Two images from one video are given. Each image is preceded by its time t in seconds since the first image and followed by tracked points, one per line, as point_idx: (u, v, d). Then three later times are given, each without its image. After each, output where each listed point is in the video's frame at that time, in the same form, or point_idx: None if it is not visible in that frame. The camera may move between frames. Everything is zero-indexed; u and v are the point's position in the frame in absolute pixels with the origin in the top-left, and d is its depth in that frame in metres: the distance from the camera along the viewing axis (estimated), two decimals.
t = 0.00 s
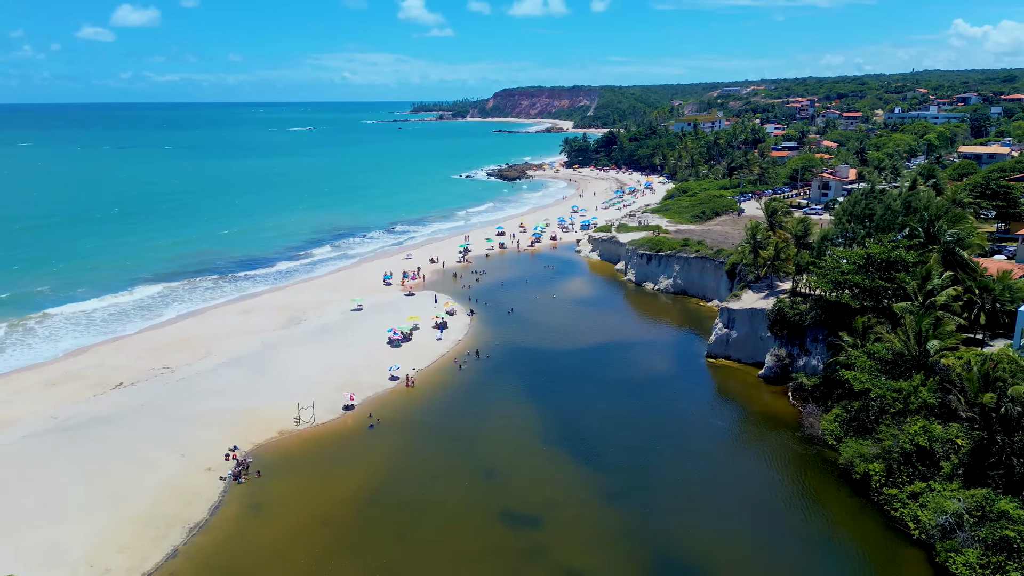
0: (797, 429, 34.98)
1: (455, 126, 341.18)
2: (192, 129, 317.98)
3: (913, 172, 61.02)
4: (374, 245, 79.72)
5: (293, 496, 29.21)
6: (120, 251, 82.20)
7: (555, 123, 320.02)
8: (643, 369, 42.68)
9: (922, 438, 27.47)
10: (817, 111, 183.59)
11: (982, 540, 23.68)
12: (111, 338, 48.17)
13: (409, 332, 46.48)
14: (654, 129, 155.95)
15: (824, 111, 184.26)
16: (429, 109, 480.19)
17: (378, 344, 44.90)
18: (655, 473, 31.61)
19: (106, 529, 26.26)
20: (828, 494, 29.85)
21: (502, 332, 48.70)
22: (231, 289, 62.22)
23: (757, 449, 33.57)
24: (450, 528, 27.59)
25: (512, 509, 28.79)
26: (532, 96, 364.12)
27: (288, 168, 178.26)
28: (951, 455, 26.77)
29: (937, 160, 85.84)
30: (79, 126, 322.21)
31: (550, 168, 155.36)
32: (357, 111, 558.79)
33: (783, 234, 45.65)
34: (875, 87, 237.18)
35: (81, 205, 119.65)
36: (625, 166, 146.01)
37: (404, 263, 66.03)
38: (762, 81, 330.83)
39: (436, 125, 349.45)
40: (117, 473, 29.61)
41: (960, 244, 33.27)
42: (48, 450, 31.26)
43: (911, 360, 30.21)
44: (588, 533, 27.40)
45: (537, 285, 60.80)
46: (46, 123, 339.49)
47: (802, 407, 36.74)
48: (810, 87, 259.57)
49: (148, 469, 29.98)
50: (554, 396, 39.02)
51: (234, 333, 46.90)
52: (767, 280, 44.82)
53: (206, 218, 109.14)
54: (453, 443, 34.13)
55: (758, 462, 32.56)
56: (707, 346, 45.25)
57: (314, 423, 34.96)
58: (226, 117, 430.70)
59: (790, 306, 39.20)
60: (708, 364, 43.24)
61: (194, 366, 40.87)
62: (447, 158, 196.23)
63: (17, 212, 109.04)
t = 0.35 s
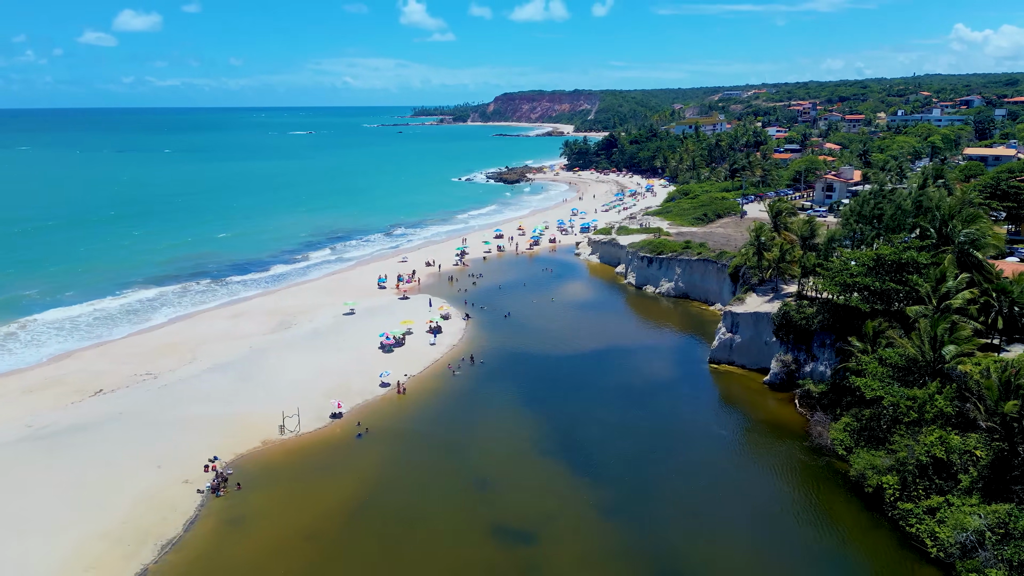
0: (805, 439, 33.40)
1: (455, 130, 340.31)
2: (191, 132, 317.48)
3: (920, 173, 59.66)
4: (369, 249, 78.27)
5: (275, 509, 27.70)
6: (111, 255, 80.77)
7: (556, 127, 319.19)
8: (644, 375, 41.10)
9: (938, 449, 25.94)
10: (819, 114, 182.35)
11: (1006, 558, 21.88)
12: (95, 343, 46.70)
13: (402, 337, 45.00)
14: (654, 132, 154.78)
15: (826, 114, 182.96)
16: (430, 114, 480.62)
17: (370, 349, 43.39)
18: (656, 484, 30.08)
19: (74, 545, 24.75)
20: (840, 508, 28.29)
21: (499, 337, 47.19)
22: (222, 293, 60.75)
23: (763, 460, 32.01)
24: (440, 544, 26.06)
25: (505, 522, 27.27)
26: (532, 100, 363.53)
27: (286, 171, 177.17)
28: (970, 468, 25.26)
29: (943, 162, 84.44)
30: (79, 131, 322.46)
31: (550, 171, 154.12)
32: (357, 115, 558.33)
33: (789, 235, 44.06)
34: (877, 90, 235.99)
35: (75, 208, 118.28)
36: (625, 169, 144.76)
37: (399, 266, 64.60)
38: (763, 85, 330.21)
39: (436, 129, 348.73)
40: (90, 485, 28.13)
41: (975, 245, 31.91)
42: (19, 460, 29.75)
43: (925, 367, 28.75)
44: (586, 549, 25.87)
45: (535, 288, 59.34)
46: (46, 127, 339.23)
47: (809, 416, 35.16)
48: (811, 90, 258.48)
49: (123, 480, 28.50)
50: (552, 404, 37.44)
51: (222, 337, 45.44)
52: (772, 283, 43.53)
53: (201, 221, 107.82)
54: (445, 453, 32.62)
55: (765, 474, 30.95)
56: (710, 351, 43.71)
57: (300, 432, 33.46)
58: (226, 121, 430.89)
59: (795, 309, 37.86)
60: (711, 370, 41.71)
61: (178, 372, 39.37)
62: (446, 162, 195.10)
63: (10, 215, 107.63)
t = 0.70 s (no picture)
0: (813, 449, 31.85)
1: (455, 134, 339.46)
2: (191, 136, 316.89)
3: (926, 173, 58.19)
4: (364, 252, 76.86)
5: (252, 524, 26.22)
6: (102, 258, 79.33)
7: (556, 130, 318.32)
8: (645, 382, 39.56)
9: (956, 461, 24.31)
10: (820, 117, 181.14)
11: None
12: (77, 349, 45.22)
13: (394, 342, 43.52)
14: (655, 135, 153.53)
15: (827, 117, 181.78)
16: (430, 118, 480.40)
17: (360, 354, 41.92)
18: (656, 498, 28.54)
19: (37, 564, 23.33)
20: (851, 525, 26.71)
21: (495, 342, 45.68)
22: (212, 297, 59.34)
23: (769, 472, 30.44)
24: (426, 562, 24.54)
25: (496, 539, 25.76)
26: (532, 104, 362.84)
27: (284, 174, 176.11)
28: (990, 482, 23.62)
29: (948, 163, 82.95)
30: (78, 134, 321.87)
31: (549, 174, 152.89)
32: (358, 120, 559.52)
33: (793, 236, 42.51)
34: (879, 94, 235.00)
35: (69, 211, 116.96)
36: (625, 172, 143.50)
37: (394, 269, 63.14)
38: (763, 89, 329.49)
39: (436, 133, 347.89)
40: (58, 499, 26.67)
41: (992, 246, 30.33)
42: None
43: (939, 373, 27.31)
44: (581, 568, 24.31)
45: (533, 292, 57.86)
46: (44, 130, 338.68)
47: (817, 424, 33.60)
48: (811, 94, 257.48)
49: (94, 494, 27.06)
50: (548, 412, 35.92)
51: (208, 343, 43.98)
52: (776, 286, 42.14)
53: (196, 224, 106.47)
54: (435, 464, 31.11)
55: (772, 487, 29.39)
56: (712, 357, 42.21)
57: (283, 442, 31.99)
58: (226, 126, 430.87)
59: (801, 313, 36.40)
60: (714, 377, 40.20)
61: (160, 378, 37.93)
62: (445, 165, 193.94)
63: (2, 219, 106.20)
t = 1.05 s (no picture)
0: (821, 460, 30.32)
1: (454, 138, 338.77)
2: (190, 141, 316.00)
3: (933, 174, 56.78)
4: (359, 255, 75.36)
5: (227, 540, 24.74)
6: (92, 261, 77.90)
7: (556, 134, 317.58)
8: (644, 389, 37.97)
9: (976, 475, 22.71)
10: (821, 120, 179.85)
11: None
12: (57, 354, 43.73)
13: (384, 347, 42.00)
14: (655, 137, 152.34)
15: (829, 120, 180.69)
16: (430, 122, 479.98)
17: (348, 360, 40.38)
18: (656, 513, 27.01)
19: None
20: (863, 542, 25.13)
21: (489, 347, 44.12)
22: (201, 301, 57.86)
23: (776, 484, 28.85)
24: None
25: (486, 558, 24.24)
26: (532, 109, 362.08)
27: (282, 177, 174.93)
28: (1013, 497, 22.02)
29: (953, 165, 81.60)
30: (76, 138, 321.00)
31: (548, 177, 151.55)
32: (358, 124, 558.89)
33: (798, 238, 40.99)
34: (880, 97, 233.90)
35: (62, 214, 115.53)
36: (625, 175, 142.23)
37: (388, 272, 61.68)
38: (763, 94, 328.85)
39: (435, 137, 347.25)
40: (20, 515, 25.12)
41: (1009, 245, 28.83)
42: None
43: (955, 381, 25.83)
44: None
45: (529, 295, 56.37)
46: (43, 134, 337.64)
47: (825, 434, 32.03)
48: (811, 98, 256.65)
49: (59, 510, 25.52)
50: (543, 421, 34.36)
51: (192, 348, 42.50)
52: (780, 289, 40.66)
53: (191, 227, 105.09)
54: (424, 475, 29.58)
55: (778, 501, 27.80)
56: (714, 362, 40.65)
57: (263, 453, 30.44)
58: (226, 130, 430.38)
59: (807, 317, 34.89)
60: (716, 383, 38.68)
61: (139, 385, 36.41)
62: (444, 168, 192.65)
63: None
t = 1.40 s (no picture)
0: (830, 471, 28.76)
1: (454, 141, 337.82)
2: (189, 145, 314.85)
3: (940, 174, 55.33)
4: (353, 258, 73.90)
5: (198, 559, 23.23)
6: (82, 264, 76.41)
7: (556, 138, 316.86)
8: (644, 396, 36.41)
9: (999, 490, 21.07)
10: (822, 124, 178.60)
11: None
12: (36, 359, 42.22)
13: (374, 352, 40.49)
14: (655, 140, 151.03)
15: (830, 123, 179.35)
16: (429, 126, 479.71)
17: (336, 365, 38.86)
18: (655, 529, 25.44)
19: None
20: (876, 561, 23.55)
21: (483, 352, 42.58)
22: (189, 305, 56.39)
23: (783, 497, 27.26)
24: None
25: None
26: (532, 113, 361.08)
27: (279, 181, 173.65)
28: None
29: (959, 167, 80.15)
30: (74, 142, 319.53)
31: (548, 181, 150.25)
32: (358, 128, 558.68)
33: (805, 239, 39.22)
34: (881, 101, 232.89)
35: (54, 217, 114.00)
36: (625, 178, 140.86)
37: (381, 275, 60.21)
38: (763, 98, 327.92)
39: (435, 141, 346.33)
40: None
41: None
42: None
43: (974, 389, 24.32)
44: None
45: (526, 299, 54.89)
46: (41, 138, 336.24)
47: (833, 444, 30.51)
48: (812, 102, 255.57)
49: (22, 525, 24.03)
50: (538, 430, 32.80)
51: (175, 353, 41.03)
52: (785, 292, 39.21)
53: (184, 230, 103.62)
54: (410, 487, 28.03)
55: (786, 517, 26.21)
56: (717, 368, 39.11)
57: (242, 463, 28.97)
58: (225, 134, 429.43)
59: (813, 320, 33.48)
60: (718, 390, 37.13)
61: (117, 392, 34.92)
62: (443, 172, 191.44)
63: None
